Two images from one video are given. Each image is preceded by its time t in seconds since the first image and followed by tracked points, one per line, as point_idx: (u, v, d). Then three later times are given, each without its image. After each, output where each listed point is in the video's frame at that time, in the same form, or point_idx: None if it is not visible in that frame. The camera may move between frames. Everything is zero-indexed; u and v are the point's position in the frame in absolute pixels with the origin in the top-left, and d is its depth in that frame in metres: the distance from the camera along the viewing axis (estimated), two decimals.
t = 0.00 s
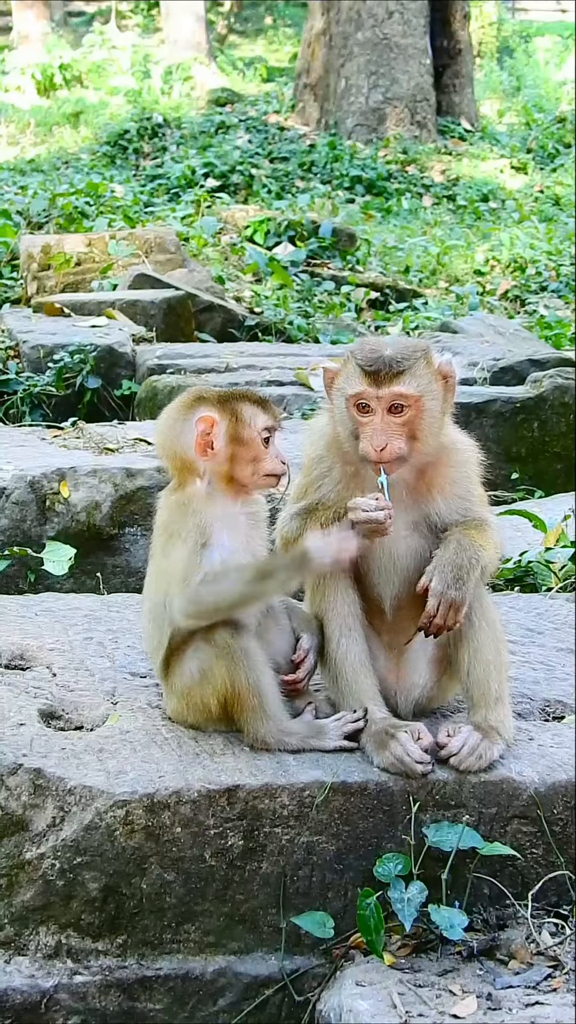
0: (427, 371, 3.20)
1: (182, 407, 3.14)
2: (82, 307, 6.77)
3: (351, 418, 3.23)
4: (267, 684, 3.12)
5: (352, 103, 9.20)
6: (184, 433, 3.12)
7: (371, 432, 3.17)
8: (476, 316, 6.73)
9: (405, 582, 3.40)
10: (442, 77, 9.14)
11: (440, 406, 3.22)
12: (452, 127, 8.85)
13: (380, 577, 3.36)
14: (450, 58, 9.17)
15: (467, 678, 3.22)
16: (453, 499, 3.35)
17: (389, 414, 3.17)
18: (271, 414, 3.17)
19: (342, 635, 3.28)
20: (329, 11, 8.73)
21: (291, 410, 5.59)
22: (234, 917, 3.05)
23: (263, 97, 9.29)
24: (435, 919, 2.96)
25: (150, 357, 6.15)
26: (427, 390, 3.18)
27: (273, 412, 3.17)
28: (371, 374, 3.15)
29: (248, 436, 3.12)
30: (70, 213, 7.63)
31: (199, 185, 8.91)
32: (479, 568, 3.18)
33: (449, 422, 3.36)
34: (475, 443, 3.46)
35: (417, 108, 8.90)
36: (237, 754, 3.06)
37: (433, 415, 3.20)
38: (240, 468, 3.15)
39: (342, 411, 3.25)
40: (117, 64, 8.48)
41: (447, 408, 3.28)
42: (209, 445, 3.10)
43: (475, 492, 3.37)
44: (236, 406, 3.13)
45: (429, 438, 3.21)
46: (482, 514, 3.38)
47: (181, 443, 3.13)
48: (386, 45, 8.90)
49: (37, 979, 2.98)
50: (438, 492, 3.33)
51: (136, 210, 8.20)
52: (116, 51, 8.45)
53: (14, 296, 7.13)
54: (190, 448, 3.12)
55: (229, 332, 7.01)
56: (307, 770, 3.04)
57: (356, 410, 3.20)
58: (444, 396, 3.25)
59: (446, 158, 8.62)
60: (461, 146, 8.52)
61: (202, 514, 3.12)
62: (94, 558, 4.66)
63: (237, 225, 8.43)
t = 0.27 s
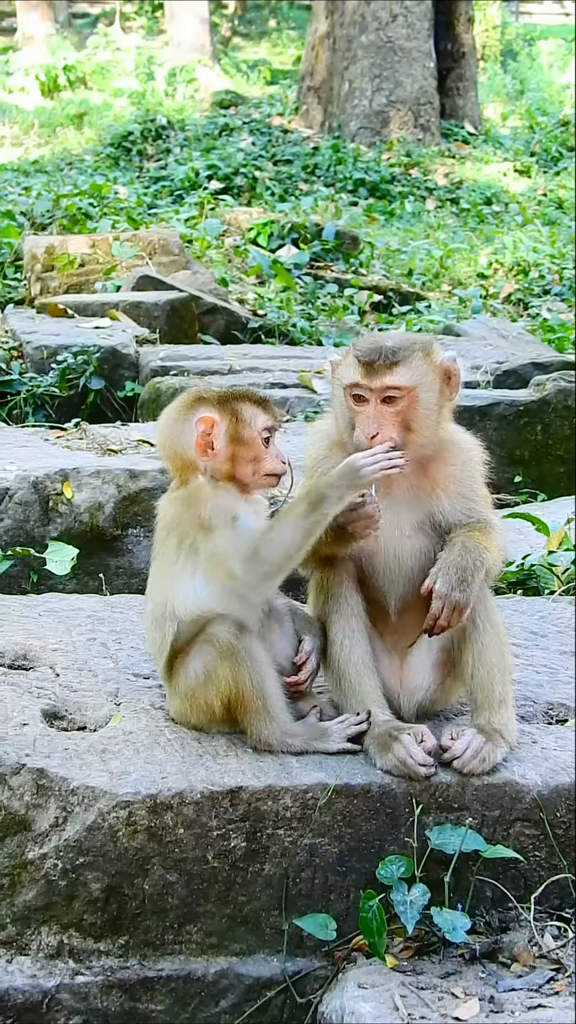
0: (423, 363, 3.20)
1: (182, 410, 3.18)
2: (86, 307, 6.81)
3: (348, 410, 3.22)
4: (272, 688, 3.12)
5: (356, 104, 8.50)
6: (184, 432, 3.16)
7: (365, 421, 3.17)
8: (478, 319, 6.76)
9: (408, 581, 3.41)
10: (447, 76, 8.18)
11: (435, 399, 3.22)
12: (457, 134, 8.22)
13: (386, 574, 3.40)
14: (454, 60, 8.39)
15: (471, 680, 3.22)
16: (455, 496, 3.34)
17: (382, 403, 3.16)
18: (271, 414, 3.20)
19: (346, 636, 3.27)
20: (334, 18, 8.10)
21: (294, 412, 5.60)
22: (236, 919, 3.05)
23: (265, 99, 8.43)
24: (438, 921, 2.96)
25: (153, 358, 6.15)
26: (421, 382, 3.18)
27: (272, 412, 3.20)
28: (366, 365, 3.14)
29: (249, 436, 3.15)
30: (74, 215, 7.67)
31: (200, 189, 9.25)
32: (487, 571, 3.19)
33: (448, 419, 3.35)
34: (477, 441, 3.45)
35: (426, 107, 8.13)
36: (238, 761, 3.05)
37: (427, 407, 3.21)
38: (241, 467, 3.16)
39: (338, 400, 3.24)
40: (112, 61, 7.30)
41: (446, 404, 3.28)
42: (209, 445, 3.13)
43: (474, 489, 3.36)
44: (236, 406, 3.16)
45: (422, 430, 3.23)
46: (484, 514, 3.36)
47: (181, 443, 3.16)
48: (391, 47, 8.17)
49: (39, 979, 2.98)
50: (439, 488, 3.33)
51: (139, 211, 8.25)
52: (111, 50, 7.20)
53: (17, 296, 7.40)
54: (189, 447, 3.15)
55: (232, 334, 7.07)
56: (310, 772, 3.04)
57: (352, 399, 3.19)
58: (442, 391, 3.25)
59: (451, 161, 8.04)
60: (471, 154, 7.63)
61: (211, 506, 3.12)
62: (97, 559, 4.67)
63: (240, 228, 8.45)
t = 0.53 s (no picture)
0: (440, 358, 3.18)
1: (160, 409, 3.19)
2: (91, 307, 6.80)
3: (358, 398, 3.21)
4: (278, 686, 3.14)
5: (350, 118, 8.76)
6: (164, 433, 3.16)
7: (376, 412, 3.16)
8: (484, 318, 6.75)
9: (414, 576, 3.35)
10: (451, 76, 6.65)
11: (448, 393, 3.21)
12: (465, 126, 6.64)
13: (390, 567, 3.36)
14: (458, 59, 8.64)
15: (478, 681, 3.22)
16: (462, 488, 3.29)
17: (395, 394, 3.15)
18: (251, 402, 3.18)
19: (351, 637, 3.27)
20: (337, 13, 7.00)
21: (299, 413, 5.59)
22: (242, 920, 3.05)
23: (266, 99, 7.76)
24: (444, 922, 2.96)
25: (158, 359, 6.14)
26: (435, 375, 3.17)
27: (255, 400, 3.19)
28: (380, 354, 3.12)
29: (232, 427, 3.15)
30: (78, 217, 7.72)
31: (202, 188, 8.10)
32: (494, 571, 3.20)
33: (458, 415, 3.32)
34: (484, 439, 3.41)
35: (431, 106, 6.67)
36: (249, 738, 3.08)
37: (437, 401, 3.19)
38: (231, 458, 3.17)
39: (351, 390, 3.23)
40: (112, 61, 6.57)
41: (457, 398, 3.25)
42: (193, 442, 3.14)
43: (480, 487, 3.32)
44: (213, 400, 3.15)
45: (431, 422, 3.21)
46: (490, 509, 3.32)
47: (165, 444, 3.18)
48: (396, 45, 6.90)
49: (46, 981, 2.99)
50: (445, 482, 3.29)
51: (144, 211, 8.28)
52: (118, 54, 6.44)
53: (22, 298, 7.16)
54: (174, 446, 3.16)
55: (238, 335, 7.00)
56: (316, 773, 3.04)
57: (364, 389, 3.18)
58: (453, 384, 3.22)
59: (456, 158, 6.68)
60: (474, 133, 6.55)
61: (210, 490, 3.17)
62: (102, 560, 4.67)
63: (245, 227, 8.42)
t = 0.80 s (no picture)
0: (457, 361, 3.20)
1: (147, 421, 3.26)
2: (95, 310, 6.80)
3: (375, 401, 3.22)
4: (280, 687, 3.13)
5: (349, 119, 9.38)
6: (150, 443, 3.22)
7: (398, 414, 3.17)
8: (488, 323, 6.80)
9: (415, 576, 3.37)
10: (452, 78, 6.04)
11: (465, 396, 3.23)
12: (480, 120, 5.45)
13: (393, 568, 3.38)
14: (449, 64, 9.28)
15: (478, 687, 3.19)
16: (463, 483, 3.25)
17: (417, 398, 3.17)
18: (233, 399, 3.23)
19: (351, 641, 3.26)
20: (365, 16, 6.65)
21: (303, 415, 5.60)
22: (245, 923, 3.05)
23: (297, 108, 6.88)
24: (447, 925, 2.95)
25: (161, 361, 6.13)
26: (454, 379, 3.18)
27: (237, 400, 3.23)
28: (400, 356, 3.14)
29: (214, 428, 3.18)
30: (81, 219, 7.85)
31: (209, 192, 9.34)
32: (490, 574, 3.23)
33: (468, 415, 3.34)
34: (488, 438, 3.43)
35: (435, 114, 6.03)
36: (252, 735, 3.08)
37: (457, 402, 3.20)
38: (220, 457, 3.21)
39: (365, 393, 3.24)
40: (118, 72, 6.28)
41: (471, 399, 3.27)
42: (177, 448, 3.18)
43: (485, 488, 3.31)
44: (193, 404, 3.21)
45: (451, 424, 3.22)
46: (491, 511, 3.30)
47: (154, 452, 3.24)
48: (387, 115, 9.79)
49: (48, 985, 2.99)
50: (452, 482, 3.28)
51: (148, 215, 8.34)
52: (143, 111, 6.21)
53: (26, 300, 7.15)
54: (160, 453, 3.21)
55: (241, 337, 7.01)
56: (319, 776, 3.04)
57: (383, 391, 3.18)
58: (468, 385, 3.24)
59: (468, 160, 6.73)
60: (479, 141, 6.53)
61: (209, 489, 3.19)
62: (105, 563, 4.67)
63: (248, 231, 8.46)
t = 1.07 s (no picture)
0: (438, 361, 3.17)
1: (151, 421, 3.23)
2: (96, 314, 6.79)
3: (362, 408, 3.19)
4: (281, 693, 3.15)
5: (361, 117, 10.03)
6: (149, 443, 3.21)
7: (381, 422, 3.13)
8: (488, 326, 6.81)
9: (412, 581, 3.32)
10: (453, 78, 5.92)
11: (450, 395, 3.19)
12: (469, 133, 5.90)
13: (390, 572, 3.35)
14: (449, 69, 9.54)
15: (474, 693, 3.19)
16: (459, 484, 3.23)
17: (399, 403, 3.12)
18: (240, 408, 3.18)
19: (352, 645, 3.26)
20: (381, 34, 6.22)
21: (304, 418, 5.61)
22: (245, 926, 3.05)
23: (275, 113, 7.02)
24: (447, 928, 2.95)
25: (163, 365, 6.14)
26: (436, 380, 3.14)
27: (241, 407, 3.19)
28: (380, 363, 3.10)
29: (214, 437, 3.16)
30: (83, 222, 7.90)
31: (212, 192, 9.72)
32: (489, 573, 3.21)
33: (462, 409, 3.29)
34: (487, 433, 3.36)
35: (434, 104, 5.88)
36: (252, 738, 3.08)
37: (442, 403, 3.16)
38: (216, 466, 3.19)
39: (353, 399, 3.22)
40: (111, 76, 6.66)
41: (458, 396, 3.22)
42: (177, 452, 3.16)
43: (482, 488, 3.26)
44: (197, 409, 3.18)
45: (438, 427, 3.17)
46: (487, 511, 3.24)
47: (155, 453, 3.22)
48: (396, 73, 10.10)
49: (48, 987, 2.99)
50: (444, 481, 3.25)
51: (150, 218, 8.39)
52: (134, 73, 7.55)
53: (27, 304, 7.14)
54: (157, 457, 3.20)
55: (242, 340, 7.03)
56: (319, 779, 3.04)
57: (367, 398, 3.15)
58: (454, 383, 3.20)
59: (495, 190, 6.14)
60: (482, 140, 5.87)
61: (204, 500, 3.19)
62: (106, 565, 4.68)
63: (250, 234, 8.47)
